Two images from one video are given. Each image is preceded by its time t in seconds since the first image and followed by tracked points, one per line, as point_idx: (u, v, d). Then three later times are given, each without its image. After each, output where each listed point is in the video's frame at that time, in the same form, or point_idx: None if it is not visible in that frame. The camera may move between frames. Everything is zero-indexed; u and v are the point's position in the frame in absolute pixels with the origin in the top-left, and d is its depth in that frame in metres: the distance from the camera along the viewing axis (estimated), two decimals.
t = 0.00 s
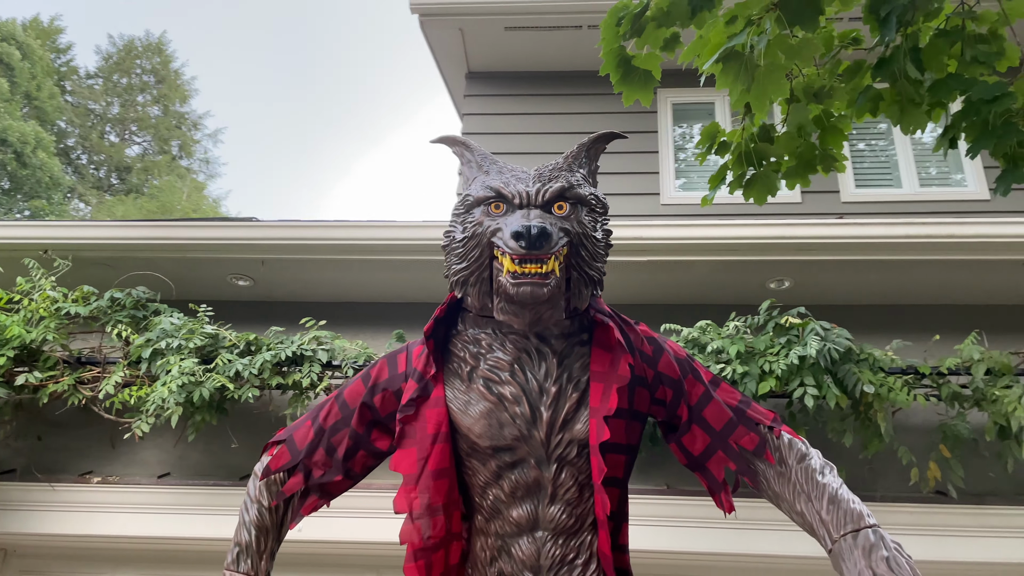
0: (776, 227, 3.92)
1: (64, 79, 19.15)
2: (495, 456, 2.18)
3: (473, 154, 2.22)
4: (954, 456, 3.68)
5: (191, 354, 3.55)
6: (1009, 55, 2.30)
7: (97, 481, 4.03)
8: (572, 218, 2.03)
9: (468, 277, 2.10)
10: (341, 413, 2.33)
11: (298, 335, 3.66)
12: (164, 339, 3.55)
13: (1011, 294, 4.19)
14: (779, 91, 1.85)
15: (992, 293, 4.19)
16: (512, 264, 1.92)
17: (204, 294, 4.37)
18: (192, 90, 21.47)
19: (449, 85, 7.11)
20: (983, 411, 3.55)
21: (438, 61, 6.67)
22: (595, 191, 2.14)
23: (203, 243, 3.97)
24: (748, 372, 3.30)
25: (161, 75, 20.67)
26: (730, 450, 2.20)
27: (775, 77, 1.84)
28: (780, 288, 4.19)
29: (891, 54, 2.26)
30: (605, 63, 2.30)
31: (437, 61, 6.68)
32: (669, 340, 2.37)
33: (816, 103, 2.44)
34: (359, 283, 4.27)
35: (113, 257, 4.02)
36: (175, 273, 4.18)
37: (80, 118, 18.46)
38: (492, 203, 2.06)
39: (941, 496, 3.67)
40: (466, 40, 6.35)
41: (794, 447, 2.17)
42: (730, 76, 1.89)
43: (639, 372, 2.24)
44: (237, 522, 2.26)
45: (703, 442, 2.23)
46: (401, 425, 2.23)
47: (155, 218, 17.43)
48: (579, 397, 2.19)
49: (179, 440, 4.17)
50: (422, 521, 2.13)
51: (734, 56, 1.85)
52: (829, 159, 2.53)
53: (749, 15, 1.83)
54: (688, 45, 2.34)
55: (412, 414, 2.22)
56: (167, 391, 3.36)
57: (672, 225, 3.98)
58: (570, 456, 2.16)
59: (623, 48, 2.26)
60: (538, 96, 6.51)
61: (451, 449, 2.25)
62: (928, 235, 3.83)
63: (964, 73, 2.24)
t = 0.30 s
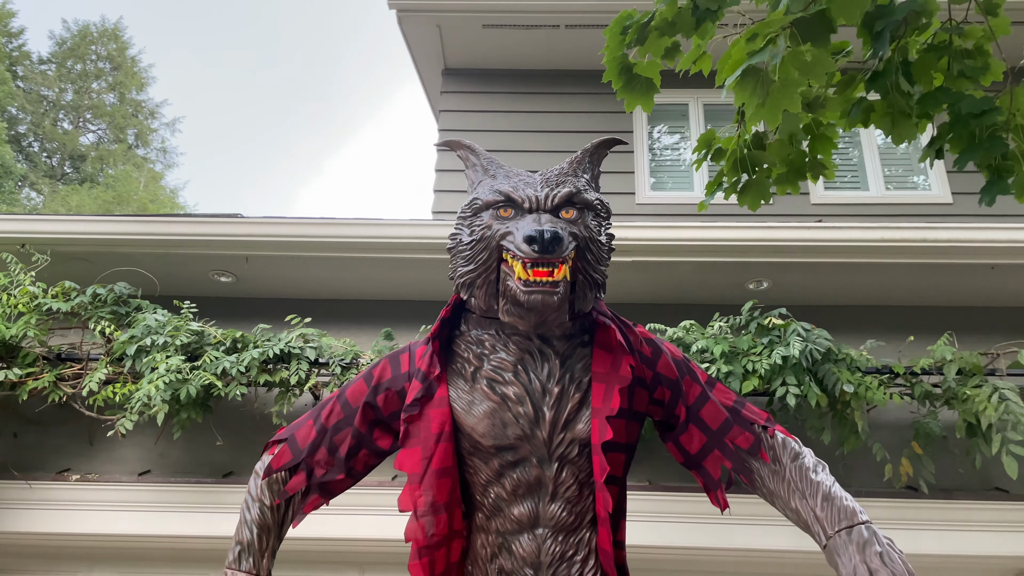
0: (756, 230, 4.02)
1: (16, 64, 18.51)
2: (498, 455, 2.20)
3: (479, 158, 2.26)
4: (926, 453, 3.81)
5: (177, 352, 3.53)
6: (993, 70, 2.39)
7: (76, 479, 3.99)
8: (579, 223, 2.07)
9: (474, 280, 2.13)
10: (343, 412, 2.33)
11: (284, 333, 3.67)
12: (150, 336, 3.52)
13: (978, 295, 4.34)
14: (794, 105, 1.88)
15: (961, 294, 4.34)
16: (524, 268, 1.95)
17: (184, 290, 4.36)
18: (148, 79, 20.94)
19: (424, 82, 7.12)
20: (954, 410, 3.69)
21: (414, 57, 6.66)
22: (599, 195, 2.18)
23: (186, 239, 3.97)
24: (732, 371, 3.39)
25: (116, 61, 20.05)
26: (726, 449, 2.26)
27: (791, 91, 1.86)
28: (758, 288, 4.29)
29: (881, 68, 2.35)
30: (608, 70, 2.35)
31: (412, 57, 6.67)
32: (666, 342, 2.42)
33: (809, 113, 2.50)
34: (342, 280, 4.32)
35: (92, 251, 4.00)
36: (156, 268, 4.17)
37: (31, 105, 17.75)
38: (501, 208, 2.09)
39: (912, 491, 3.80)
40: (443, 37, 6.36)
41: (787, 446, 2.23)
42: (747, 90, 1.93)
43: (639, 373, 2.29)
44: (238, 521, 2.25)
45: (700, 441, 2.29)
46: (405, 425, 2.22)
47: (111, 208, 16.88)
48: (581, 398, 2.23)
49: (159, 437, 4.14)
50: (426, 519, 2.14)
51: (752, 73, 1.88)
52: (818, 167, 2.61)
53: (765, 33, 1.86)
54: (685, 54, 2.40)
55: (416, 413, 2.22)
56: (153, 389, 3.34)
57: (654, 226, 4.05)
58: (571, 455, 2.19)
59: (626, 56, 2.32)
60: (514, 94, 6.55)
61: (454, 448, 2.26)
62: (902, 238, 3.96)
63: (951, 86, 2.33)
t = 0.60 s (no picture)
0: (737, 232, 4.09)
1: None
2: (493, 454, 2.17)
3: (476, 161, 2.29)
4: (899, 450, 3.92)
5: (161, 348, 3.52)
6: (973, 81, 2.47)
7: (56, 476, 3.95)
8: (576, 227, 2.11)
9: (472, 281, 2.15)
10: (339, 411, 2.31)
11: (270, 330, 3.67)
12: (134, 333, 3.51)
13: (951, 297, 4.47)
14: (792, 119, 1.93)
15: (934, 295, 4.46)
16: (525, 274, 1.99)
17: (166, 285, 4.34)
18: (113, 67, 20.48)
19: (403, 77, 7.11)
20: (926, 408, 3.81)
21: (393, 53, 6.65)
22: (595, 199, 2.22)
23: (169, 235, 3.95)
24: (714, 370, 3.46)
25: (82, 49, 19.18)
26: (715, 448, 2.28)
27: (791, 104, 1.91)
28: (738, 288, 4.36)
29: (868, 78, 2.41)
30: (603, 76, 2.40)
31: (391, 53, 6.66)
32: (657, 343, 2.46)
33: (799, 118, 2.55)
34: (325, 277, 4.33)
35: (73, 246, 3.97)
36: (138, 264, 4.15)
37: None
38: (500, 212, 2.12)
39: (885, 487, 3.91)
40: (423, 33, 6.36)
41: (773, 445, 2.24)
42: (748, 102, 1.98)
43: (631, 373, 2.31)
44: (234, 518, 2.22)
45: (689, 440, 2.32)
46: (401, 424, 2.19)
47: (74, 199, 16.43)
48: (575, 398, 2.22)
49: (140, 434, 4.12)
50: (422, 517, 2.12)
51: (754, 84, 1.94)
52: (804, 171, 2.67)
53: (766, 47, 1.91)
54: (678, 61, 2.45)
55: (412, 412, 2.20)
56: (138, 385, 3.33)
57: (637, 226, 4.10)
58: (565, 454, 2.18)
59: (621, 62, 2.36)
60: (494, 91, 6.57)
61: (448, 447, 2.23)
62: (879, 240, 4.06)
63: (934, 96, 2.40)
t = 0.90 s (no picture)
0: (715, 228, 4.16)
1: None
2: (479, 447, 2.20)
3: (464, 158, 2.32)
4: (871, 443, 4.01)
5: (143, 341, 3.51)
6: (948, 85, 2.55)
7: (33, 469, 3.92)
8: (563, 224, 2.15)
9: (460, 277, 2.18)
10: (326, 405, 2.32)
11: (252, 323, 3.68)
12: (115, 326, 3.49)
13: (921, 293, 4.57)
14: (775, 121, 1.98)
15: (906, 292, 4.56)
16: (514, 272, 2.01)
17: (145, 277, 4.32)
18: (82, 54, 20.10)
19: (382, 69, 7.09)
20: (898, 402, 3.91)
21: (373, 45, 6.64)
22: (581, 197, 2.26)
23: (150, 227, 3.94)
24: (693, 364, 3.52)
25: (49, 35, 18.73)
26: (696, 441, 2.33)
27: (774, 107, 1.97)
28: (716, 284, 4.43)
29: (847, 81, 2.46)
30: (589, 76, 2.44)
31: (371, 45, 6.65)
32: (640, 338, 2.50)
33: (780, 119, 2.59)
34: (306, 270, 4.34)
35: (52, 238, 3.94)
36: (117, 256, 4.12)
37: None
38: (489, 209, 2.15)
39: (856, 479, 4.01)
40: (403, 26, 6.36)
41: (752, 438, 2.27)
42: (734, 104, 2.03)
43: (615, 368, 2.35)
44: (220, 511, 2.21)
45: (671, 434, 2.37)
46: (389, 417, 2.21)
47: (43, 187, 16.08)
48: (560, 392, 2.25)
49: (119, 427, 4.10)
50: (409, 509, 2.14)
51: (739, 87, 1.99)
52: (783, 171, 2.71)
53: (752, 52, 1.96)
54: (662, 62, 2.49)
55: (400, 406, 2.22)
56: (120, 378, 3.32)
57: (618, 222, 4.15)
58: (549, 447, 2.21)
59: (606, 61, 2.40)
60: (473, 85, 6.58)
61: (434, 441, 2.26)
62: (852, 238, 4.16)
63: (910, 99, 2.47)
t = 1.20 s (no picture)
0: (698, 223, 4.22)
1: None
2: (469, 437, 2.24)
3: (455, 153, 2.35)
4: (848, 434, 4.10)
5: (130, 332, 3.52)
6: (928, 86, 2.61)
7: (18, 459, 3.92)
8: (553, 219, 2.18)
9: (451, 271, 2.21)
10: (318, 396, 2.34)
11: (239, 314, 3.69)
12: (102, 317, 3.50)
13: (898, 288, 4.67)
14: (762, 122, 2.04)
15: (884, 287, 4.65)
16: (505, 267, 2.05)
17: (130, 268, 4.31)
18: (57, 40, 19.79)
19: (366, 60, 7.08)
20: (875, 394, 3.99)
21: (357, 36, 6.64)
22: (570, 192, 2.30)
23: (136, 218, 3.94)
24: (676, 357, 3.58)
25: (23, 18, 18.27)
26: (680, 432, 2.38)
27: (760, 109, 2.02)
28: (698, 277, 4.50)
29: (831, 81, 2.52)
30: (580, 73, 2.49)
31: (355, 36, 6.64)
32: (626, 331, 2.55)
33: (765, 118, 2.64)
34: (292, 262, 4.35)
35: (37, 228, 3.94)
36: (103, 246, 4.12)
37: None
38: (480, 204, 2.19)
39: (834, 469, 4.10)
40: (388, 18, 6.37)
41: (736, 429, 2.33)
42: (723, 106, 2.08)
43: (602, 361, 2.40)
44: (213, 500, 2.24)
45: (656, 425, 2.42)
46: (380, 409, 2.24)
47: (18, 174, 15.81)
48: (548, 384, 2.30)
49: (105, 418, 4.10)
50: (400, 498, 2.16)
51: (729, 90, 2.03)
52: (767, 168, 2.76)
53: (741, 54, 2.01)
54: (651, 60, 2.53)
55: (391, 398, 2.25)
56: (108, 369, 3.33)
57: (602, 215, 4.20)
58: (538, 438, 2.26)
59: (595, 59, 2.45)
60: (458, 77, 6.60)
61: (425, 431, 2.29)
62: (832, 233, 4.24)
63: (890, 99, 2.54)
